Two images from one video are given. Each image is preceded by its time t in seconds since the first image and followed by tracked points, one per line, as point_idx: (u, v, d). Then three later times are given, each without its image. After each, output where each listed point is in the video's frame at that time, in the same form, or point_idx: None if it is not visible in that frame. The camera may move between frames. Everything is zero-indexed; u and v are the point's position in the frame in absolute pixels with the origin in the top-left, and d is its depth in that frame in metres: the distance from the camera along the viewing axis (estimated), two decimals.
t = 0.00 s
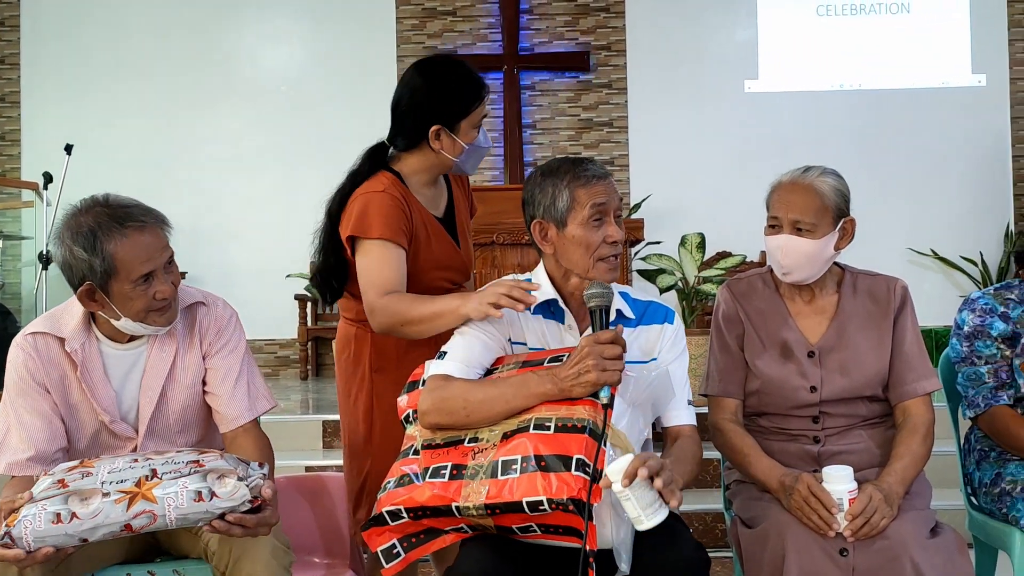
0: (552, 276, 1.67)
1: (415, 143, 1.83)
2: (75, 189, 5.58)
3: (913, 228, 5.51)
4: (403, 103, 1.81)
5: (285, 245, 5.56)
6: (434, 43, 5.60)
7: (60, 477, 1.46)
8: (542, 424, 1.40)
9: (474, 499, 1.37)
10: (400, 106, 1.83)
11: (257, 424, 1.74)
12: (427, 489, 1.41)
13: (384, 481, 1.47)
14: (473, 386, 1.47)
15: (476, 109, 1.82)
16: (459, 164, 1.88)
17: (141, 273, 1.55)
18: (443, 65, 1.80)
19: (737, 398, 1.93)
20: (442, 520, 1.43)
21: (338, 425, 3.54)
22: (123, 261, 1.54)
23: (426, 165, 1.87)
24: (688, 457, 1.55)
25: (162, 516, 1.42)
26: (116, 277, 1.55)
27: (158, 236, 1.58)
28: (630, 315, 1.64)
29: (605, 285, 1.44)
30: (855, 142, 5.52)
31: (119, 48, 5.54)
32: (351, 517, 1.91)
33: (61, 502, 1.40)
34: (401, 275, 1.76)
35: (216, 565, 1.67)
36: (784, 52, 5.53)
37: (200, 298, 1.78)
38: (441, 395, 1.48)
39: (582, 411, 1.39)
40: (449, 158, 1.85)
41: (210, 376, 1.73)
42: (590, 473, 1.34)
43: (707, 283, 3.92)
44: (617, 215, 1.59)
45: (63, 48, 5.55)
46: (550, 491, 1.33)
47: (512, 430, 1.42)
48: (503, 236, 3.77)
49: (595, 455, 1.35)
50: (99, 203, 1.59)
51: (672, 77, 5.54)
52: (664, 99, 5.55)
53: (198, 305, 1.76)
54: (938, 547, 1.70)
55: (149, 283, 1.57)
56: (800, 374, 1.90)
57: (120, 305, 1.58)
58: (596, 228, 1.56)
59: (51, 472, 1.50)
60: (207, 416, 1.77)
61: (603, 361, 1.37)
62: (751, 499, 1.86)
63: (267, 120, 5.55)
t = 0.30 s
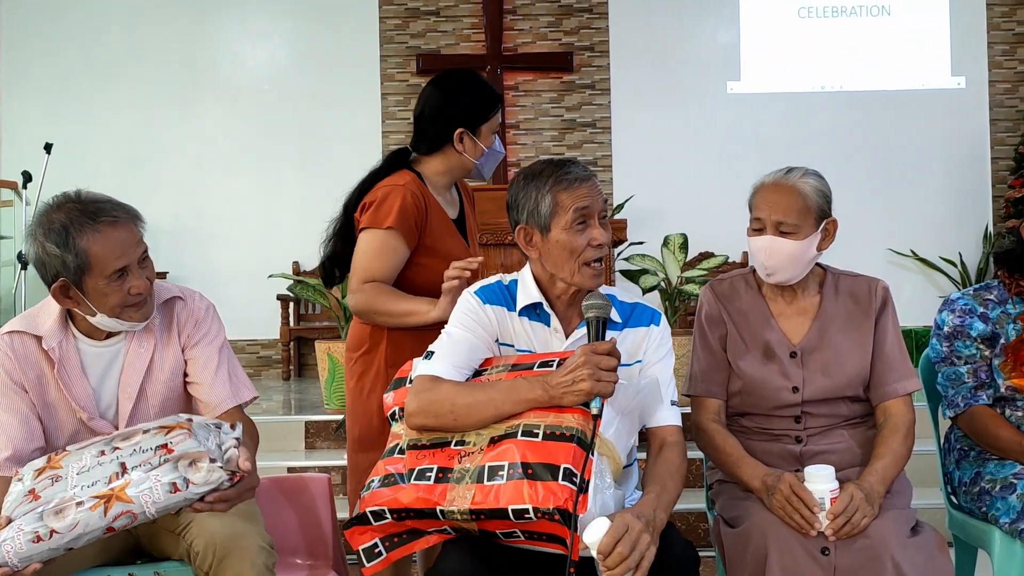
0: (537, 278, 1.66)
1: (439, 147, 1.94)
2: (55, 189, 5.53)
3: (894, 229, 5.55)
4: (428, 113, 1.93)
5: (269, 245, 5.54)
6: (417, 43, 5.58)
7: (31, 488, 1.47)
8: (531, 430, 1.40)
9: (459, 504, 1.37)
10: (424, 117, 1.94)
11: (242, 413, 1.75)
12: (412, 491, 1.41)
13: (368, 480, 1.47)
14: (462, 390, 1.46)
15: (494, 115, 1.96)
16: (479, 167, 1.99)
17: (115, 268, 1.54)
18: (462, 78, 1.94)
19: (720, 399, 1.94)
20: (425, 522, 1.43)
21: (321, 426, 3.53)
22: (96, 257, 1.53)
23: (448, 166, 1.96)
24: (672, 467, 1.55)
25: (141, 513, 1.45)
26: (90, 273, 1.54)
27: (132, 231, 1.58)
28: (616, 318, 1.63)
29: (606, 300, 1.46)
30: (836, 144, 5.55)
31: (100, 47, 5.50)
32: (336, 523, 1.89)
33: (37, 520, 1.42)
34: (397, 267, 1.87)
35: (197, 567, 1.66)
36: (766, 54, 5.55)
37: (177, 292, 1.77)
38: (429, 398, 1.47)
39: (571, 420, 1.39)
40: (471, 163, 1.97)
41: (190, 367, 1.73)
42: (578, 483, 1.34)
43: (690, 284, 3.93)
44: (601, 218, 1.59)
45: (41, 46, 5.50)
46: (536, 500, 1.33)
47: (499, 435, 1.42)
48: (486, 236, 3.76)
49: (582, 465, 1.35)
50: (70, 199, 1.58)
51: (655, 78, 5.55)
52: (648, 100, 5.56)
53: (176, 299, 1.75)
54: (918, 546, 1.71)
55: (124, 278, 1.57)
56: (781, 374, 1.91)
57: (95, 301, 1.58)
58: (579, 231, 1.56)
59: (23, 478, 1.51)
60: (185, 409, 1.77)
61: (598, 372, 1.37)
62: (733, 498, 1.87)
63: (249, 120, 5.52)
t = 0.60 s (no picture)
0: (517, 279, 1.66)
1: (453, 146, 2.10)
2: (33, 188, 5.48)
3: (873, 230, 5.58)
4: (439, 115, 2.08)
5: (251, 245, 5.51)
6: (400, 43, 5.57)
7: None
8: (512, 431, 1.39)
9: (441, 506, 1.37)
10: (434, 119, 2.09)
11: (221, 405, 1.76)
12: (394, 493, 1.41)
13: (349, 482, 1.46)
14: (444, 391, 1.46)
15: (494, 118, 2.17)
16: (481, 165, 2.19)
17: (86, 265, 1.53)
18: (467, 83, 2.12)
19: (701, 399, 1.94)
20: (407, 524, 1.43)
21: (302, 426, 3.51)
22: (67, 255, 1.52)
23: (457, 164, 2.14)
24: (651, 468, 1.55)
25: (93, 465, 1.44)
26: (61, 271, 1.53)
27: (103, 227, 1.57)
28: (598, 318, 1.63)
29: (587, 303, 1.46)
30: (816, 145, 5.58)
31: (80, 45, 5.46)
32: (316, 520, 1.88)
33: None
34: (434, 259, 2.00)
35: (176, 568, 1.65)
36: (747, 56, 5.58)
37: (151, 289, 1.77)
38: (410, 399, 1.46)
39: (554, 420, 1.38)
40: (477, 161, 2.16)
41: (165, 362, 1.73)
42: (560, 484, 1.33)
43: (672, 284, 3.94)
44: (578, 219, 1.59)
45: (18, 44, 5.45)
46: (518, 502, 1.32)
47: (481, 436, 1.41)
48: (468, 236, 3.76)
49: (564, 466, 1.34)
50: (41, 197, 1.58)
51: (638, 79, 5.57)
52: (630, 101, 5.57)
53: (150, 296, 1.75)
54: (898, 544, 1.72)
55: (95, 275, 1.55)
56: (762, 374, 1.92)
57: (67, 300, 1.57)
58: (557, 233, 1.56)
59: None
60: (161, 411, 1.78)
61: (581, 374, 1.38)
62: (715, 498, 1.87)
63: (232, 119, 5.49)
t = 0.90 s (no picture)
0: (493, 280, 1.66)
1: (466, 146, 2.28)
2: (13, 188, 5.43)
3: (856, 231, 5.62)
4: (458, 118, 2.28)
5: (235, 245, 5.48)
6: (384, 43, 5.56)
7: None
8: (491, 429, 1.39)
9: (422, 506, 1.36)
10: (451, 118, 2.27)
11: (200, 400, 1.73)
12: (374, 495, 1.40)
13: (330, 487, 1.45)
14: (423, 392, 1.46)
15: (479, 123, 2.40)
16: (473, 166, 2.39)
17: (57, 264, 1.52)
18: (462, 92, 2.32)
19: (685, 400, 1.94)
20: (389, 525, 1.42)
21: (285, 427, 3.50)
22: (37, 255, 1.51)
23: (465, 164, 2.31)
24: (632, 467, 1.55)
25: (45, 443, 1.43)
26: (31, 271, 1.52)
27: (73, 227, 1.55)
28: (575, 317, 1.63)
29: (559, 297, 1.49)
30: (799, 147, 5.60)
31: (60, 44, 5.41)
32: (302, 525, 1.87)
33: None
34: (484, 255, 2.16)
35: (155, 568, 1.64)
36: (731, 57, 5.61)
37: (127, 286, 1.77)
38: (388, 401, 1.46)
39: (531, 416, 1.38)
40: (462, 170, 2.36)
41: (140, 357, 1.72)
42: (540, 479, 1.33)
43: (656, 284, 3.96)
44: (552, 217, 1.59)
45: None
46: (497, 497, 1.32)
47: (460, 435, 1.41)
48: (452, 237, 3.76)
49: (543, 460, 1.34)
50: (9, 196, 1.56)
51: (622, 80, 5.58)
52: (615, 102, 5.58)
53: (125, 293, 1.75)
54: (880, 543, 1.73)
55: (65, 275, 1.54)
56: (746, 375, 1.91)
57: (39, 300, 1.55)
58: (531, 231, 1.56)
59: None
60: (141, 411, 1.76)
61: (557, 369, 1.38)
62: (698, 498, 1.87)
63: (215, 118, 5.47)
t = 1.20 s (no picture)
0: (470, 281, 1.66)
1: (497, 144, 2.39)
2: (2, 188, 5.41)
3: (845, 231, 5.63)
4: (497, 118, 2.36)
5: (225, 245, 5.47)
6: (374, 43, 5.56)
7: None
8: (479, 425, 1.39)
9: (413, 505, 1.36)
10: (494, 123, 2.35)
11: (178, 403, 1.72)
12: (365, 497, 1.39)
13: (319, 490, 1.44)
14: (410, 391, 1.45)
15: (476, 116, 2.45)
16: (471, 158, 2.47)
17: (37, 265, 1.51)
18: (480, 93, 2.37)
19: (675, 400, 1.94)
20: (380, 526, 1.41)
21: (275, 427, 3.49)
22: (17, 254, 1.50)
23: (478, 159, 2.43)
24: (618, 464, 1.56)
25: None
26: (11, 271, 1.51)
27: (55, 227, 1.55)
28: (554, 314, 1.64)
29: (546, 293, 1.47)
30: (788, 148, 5.61)
31: (50, 43, 5.39)
32: (292, 525, 1.86)
33: None
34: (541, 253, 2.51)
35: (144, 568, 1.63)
36: (720, 58, 5.62)
37: (110, 286, 1.77)
38: (375, 402, 1.45)
39: (519, 412, 1.39)
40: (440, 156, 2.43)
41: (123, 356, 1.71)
42: (530, 474, 1.34)
43: (645, 284, 3.96)
44: (523, 217, 1.59)
45: None
46: (489, 493, 1.32)
47: (448, 433, 1.41)
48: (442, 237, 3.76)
49: (533, 455, 1.35)
50: None
51: (613, 80, 5.58)
52: (605, 102, 5.59)
53: (108, 293, 1.75)
54: (869, 543, 1.71)
55: (47, 275, 1.53)
56: (736, 375, 1.91)
57: (20, 300, 1.54)
58: (502, 231, 1.56)
59: None
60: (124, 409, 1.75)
61: (544, 364, 1.38)
62: (688, 498, 1.86)
63: (206, 118, 5.46)
